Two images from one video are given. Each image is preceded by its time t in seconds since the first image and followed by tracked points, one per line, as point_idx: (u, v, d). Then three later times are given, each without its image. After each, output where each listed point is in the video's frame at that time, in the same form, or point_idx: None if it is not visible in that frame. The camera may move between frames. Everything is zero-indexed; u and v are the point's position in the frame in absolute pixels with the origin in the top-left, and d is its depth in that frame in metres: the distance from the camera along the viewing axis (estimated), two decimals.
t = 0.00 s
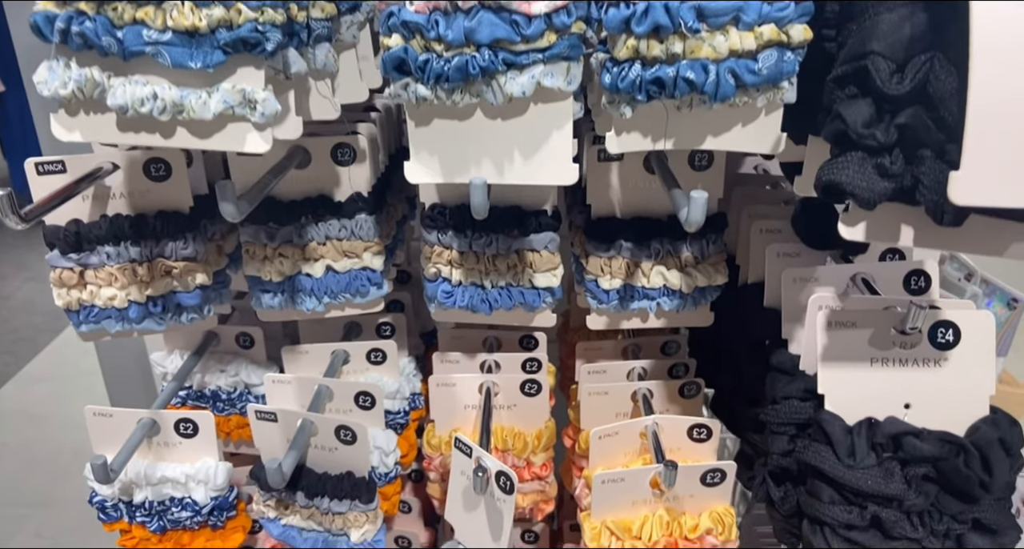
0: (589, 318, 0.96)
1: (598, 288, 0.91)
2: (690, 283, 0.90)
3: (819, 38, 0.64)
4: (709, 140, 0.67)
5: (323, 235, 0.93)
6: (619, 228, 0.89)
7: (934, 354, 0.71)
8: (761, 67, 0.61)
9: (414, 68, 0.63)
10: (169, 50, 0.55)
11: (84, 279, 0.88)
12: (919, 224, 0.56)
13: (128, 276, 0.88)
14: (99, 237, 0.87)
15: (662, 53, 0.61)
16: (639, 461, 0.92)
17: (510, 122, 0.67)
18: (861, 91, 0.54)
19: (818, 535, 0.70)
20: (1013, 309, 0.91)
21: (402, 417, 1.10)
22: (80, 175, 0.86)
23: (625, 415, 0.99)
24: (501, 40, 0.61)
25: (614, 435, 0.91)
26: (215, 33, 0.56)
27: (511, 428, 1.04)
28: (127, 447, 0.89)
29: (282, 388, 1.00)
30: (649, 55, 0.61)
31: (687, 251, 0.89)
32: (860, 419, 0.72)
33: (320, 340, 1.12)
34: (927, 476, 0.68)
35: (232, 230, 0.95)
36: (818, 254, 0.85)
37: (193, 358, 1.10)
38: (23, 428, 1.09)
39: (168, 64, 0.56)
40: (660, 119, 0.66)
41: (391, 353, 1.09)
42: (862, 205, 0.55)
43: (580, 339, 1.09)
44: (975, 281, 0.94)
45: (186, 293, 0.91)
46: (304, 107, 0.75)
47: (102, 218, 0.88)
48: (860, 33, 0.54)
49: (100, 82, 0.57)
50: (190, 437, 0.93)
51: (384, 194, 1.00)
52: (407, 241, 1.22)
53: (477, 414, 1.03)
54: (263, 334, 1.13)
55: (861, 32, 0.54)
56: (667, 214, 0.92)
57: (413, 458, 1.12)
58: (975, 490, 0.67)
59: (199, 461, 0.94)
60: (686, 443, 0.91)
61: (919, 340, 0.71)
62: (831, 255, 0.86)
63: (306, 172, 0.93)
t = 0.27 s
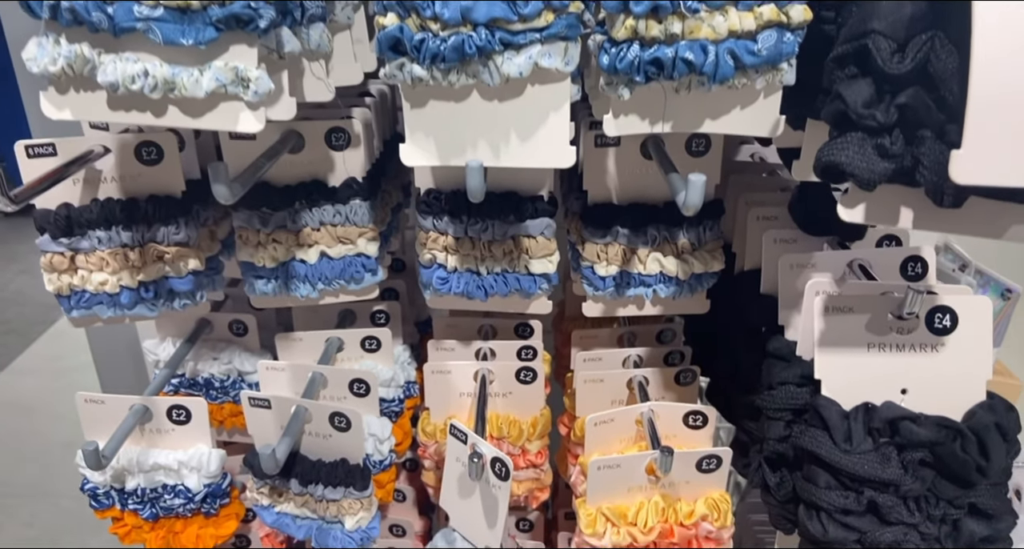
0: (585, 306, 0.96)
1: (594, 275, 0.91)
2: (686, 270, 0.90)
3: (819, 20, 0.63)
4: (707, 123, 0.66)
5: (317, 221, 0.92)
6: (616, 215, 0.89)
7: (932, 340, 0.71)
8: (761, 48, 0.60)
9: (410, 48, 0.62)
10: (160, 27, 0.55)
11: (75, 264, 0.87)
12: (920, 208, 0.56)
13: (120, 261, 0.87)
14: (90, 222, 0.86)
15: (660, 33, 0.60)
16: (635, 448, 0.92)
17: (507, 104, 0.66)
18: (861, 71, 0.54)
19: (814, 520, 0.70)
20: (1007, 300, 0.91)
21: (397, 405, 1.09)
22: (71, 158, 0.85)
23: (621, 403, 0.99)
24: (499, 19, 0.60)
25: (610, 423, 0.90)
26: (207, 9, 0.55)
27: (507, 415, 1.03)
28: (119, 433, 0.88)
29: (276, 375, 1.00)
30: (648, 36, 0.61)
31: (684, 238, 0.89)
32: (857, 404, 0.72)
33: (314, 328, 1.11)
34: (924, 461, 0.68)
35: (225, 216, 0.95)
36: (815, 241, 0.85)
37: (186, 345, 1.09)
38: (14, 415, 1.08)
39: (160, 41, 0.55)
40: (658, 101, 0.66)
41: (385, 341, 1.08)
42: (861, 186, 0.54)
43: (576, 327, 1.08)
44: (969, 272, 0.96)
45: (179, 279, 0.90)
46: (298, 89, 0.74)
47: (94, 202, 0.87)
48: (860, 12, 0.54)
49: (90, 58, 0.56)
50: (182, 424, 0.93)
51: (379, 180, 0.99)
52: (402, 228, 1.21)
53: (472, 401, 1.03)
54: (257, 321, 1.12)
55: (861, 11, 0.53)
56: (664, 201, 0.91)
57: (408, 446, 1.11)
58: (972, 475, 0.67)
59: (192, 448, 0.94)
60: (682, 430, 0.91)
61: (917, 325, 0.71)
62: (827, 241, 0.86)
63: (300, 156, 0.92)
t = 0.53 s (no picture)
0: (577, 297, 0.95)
1: (586, 266, 0.91)
2: (678, 260, 0.90)
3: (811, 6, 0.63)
4: (699, 111, 0.66)
5: (307, 212, 0.91)
6: (608, 205, 0.88)
7: (923, 327, 0.71)
8: (754, 34, 0.60)
9: (400, 34, 0.62)
10: (147, 11, 0.54)
11: (62, 256, 0.86)
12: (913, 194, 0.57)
13: (107, 253, 0.86)
14: (77, 213, 0.85)
15: (652, 19, 0.60)
16: (627, 439, 0.92)
17: (498, 91, 0.66)
18: (854, 56, 0.55)
19: (806, 509, 0.70)
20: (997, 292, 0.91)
21: (388, 399, 1.09)
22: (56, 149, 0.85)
23: (613, 395, 0.99)
24: (489, 5, 0.60)
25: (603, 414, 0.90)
26: None
27: (499, 408, 1.03)
28: (106, 427, 0.87)
29: (266, 368, 0.99)
30: (640, 22, 0.61)
31: (676, 229, 0.89)
32: (848, 392, 0.72)
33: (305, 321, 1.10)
34: (916, 448, 0.68)
35: (214, 208, 0.94)
36: (806, 230, 0.85)
37: (175, 339, 1.08)
38: None
39: (146, 25, 0.55)
40: (650, 89, 0.65)
41: (376, 334, 1.07)
42: (854, 171, 0.55)
43: (568, 320, 1.08)
44: (958, 264, 0.96)
45: (167, 271, 0.89)
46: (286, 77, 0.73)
47: (80, 193, 0.86)
48: None
49: (75, 43, 0.56)
50: (171, 417, 0.92)
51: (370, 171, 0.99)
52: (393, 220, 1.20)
53: (464, 394, 1.02)
54: (247, 315, 1.11)
55: None
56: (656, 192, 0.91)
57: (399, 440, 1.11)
58: (964, 462, 0.67)
59: (182, 441, 0.93)
60: (674, 421, 0.91)
61: (908, 313, 0.71)
62: (818, 231, 0.86)
63: (289, 147, 0.91)
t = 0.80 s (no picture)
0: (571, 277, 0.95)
1: (580, 245, 0.90)
2: (672, 239, 0.89)
3: None
4: (693, 85, 0.66)
5: (298, 192, 0.90)
6: (602, 184, 0.88)
7: (917, 302, 0.71)
8: (748, 5, 0.59)
9: (390, 6, 0.61)
10: None
11: (51, 237, 0.85)
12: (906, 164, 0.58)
13: (97, 233, 0.85)
14: (65, 192, 0.84)
15: None
16: (621, 417, 0.92)
17: (491, 65, 0.65)
18: (848, 26, 0.55)
19: (799, 483, 0.70)
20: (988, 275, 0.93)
21: (382, 380, 1.08)
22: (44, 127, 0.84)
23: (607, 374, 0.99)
24: None
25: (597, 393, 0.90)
26: None
27: (493, 388, 1.03)
28: (98, 409, 0.87)
29: (259, 349, 0.98)
30: None
31: (670, 207, 0.88)
32: (842, 367, 0.72)
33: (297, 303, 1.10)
34: (909, 423, 0.68)
35: (204, 188, 0.93)
36: (800, 207, 0.85)
37: (167, 321, 1.07)
38: None
39: None
40: (644, 62, 0.65)
41: (370, 315, 1.07)
42: (849, 141, 0.55)
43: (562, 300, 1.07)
44: (952, 246, 0.96)
45: (158, 252, 0.88)
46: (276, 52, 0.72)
47: (69, 172, 0.85)
48: None
49: (60, 13, 0.56)
50: (163, 399, 0.91)
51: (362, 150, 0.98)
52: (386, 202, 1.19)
53: (458, 374, 1.02)
54: (239, 297, 1.11)
55: None
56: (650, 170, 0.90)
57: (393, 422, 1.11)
58: (958, 437, 0.67)
59: (174, 423, 0.92)
60: (667, 399, 0.91)
61: (902, 289, 0.71)
62: (812, 208, 0.86)
63: (280, 125, 0.90)
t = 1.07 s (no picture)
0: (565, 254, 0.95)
1: (574, 221, 0.90)
2: (666, 214, 0.89)
3: None
4: (688, 54, 0.65)
5: (289, 167, 0.89)
6: (596, 158, 0.87)
7: (911, 274, 0.71)
8: None
9: None
10: None
11: (39, 213, 0.84)
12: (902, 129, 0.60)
13: (85, 209, 0.84)
14: (53, 167, 0.83)
15: None
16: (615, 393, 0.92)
17: (483, 34, 0.64)
18: None
19: (793, 454, 0.70)
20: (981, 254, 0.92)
21: (376, 359, 1.08)
22: (30, 101, 0.83)
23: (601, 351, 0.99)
24: None
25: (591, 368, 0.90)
26: None
27: (487, 366, 1.02)
28: (89, 386, 0.86)
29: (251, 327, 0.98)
30: None
31: (664, 182, 0.88)
32: (836, 339, 0.72)
33: (290, 282, 1.09)
34: (902, 393, 0.69)
35: (194, 164, 0.92)
36: (794, 181, 0.85)
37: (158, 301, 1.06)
38: None
39: None
40: (638, 31, 0.64)
41: (363, 294, 1.06)
42: (844, 105, 0.58)
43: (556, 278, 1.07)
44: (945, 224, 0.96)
45: (148, 229, 0.88)
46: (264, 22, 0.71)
47: (56, 147, 0.83)
48: None
49: None
50: (156, 376, 0.91)
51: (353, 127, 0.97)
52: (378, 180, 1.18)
53: (452, 352, 1.02)
54: (231, 277, 1.10)
55: None
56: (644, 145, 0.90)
57: (387, 401, 1.10)
58: (951, 406, 0.67)
59: (167, 401, 0.92)
60: (661, 374, 0.91)
61: (896, 260, 0.71)
62: (806, 182, 0.86)
63: (269, 100, 0.88)
